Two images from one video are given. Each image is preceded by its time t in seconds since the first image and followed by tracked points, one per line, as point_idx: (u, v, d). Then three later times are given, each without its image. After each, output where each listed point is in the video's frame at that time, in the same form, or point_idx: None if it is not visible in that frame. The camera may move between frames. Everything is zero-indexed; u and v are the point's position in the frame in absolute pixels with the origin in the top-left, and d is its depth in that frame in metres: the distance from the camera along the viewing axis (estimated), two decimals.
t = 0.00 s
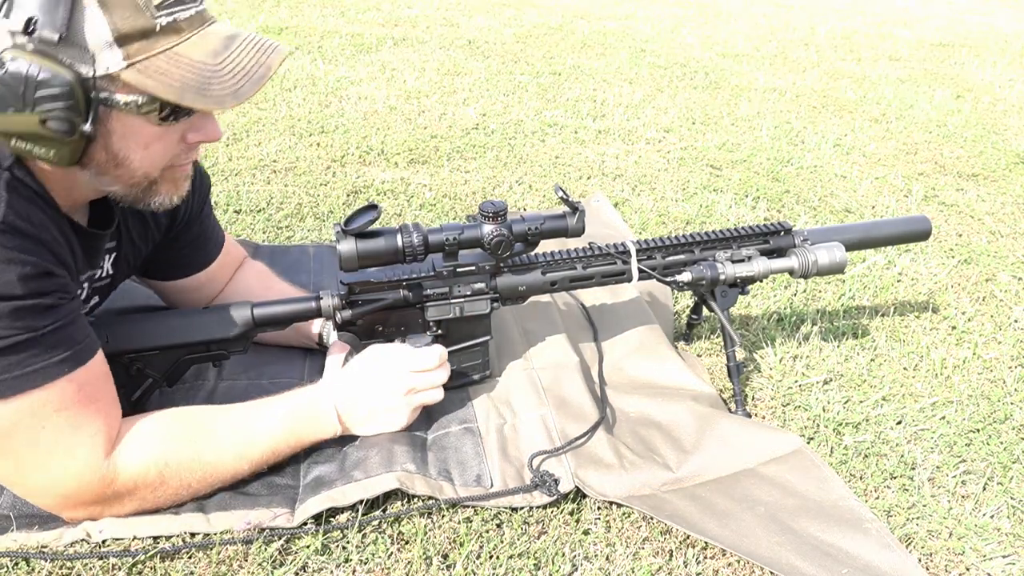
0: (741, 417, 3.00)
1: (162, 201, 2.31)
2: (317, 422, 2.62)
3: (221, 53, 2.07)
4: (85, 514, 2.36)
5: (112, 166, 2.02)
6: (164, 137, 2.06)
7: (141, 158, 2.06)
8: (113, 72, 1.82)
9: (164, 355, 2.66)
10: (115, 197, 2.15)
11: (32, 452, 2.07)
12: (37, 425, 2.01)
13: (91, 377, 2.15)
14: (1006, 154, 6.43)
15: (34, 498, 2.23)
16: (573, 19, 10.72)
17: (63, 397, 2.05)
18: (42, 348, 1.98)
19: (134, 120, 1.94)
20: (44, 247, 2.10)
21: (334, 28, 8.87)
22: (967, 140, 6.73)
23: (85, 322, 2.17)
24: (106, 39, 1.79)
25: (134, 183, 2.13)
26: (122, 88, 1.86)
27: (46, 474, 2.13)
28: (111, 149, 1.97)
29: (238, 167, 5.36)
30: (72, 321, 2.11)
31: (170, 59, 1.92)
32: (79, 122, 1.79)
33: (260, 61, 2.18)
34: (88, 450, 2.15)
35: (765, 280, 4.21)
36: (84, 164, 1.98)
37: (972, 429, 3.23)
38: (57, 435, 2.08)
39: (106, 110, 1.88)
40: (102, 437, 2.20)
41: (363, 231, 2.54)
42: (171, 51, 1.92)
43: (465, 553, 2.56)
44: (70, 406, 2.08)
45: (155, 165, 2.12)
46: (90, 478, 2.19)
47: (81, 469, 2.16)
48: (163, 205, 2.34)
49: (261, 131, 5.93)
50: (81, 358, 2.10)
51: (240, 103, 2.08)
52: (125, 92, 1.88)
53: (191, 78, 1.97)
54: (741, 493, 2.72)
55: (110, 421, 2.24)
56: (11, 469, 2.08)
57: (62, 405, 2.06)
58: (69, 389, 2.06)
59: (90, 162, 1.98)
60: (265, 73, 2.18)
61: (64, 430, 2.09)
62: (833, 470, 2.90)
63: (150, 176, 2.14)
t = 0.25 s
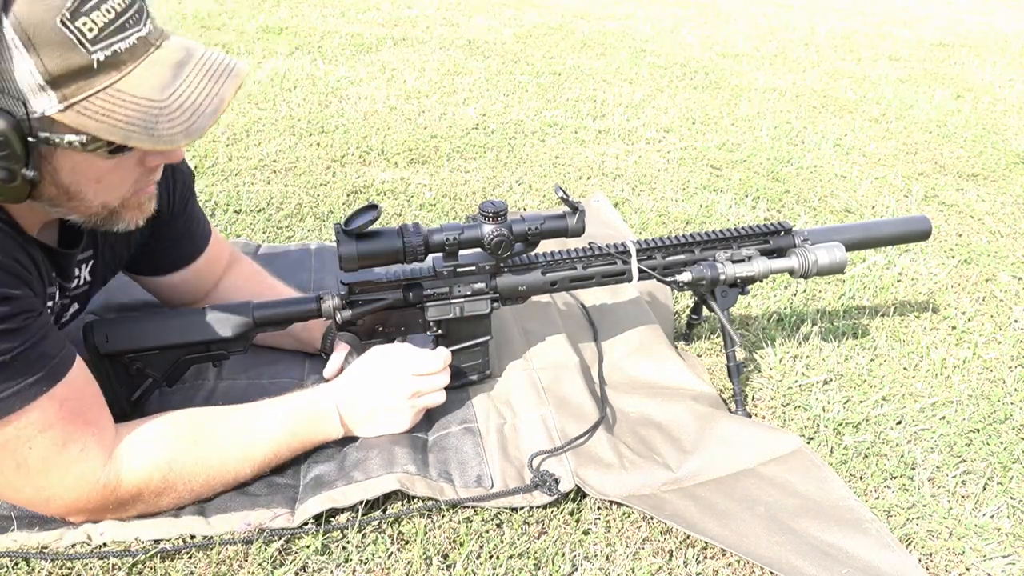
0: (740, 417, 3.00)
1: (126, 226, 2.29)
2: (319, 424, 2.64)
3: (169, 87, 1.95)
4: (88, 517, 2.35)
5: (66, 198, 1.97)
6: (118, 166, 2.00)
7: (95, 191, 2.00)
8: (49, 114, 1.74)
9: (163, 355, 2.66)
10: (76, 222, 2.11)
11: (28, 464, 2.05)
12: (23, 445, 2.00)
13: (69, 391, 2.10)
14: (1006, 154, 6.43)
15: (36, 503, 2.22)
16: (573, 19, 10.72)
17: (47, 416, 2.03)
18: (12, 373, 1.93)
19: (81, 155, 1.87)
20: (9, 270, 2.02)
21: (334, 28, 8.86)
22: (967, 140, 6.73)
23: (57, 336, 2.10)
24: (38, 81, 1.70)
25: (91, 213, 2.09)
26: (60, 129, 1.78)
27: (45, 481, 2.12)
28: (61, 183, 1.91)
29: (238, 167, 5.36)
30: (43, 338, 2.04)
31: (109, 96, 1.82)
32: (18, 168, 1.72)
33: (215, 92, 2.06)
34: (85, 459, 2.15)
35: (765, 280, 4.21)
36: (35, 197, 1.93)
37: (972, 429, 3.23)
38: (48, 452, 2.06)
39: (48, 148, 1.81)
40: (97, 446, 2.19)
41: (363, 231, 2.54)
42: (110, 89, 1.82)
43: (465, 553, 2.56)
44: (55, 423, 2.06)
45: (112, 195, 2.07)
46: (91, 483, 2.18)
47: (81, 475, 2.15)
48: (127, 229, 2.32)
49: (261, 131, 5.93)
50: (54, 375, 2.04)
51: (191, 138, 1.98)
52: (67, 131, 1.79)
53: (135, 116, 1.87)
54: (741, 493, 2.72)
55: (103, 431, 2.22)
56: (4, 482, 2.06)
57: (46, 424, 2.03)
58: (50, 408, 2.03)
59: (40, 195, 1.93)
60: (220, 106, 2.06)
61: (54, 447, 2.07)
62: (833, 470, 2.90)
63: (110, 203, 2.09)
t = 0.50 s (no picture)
0: (740, 416, 3.00)
1: (146, 204, 2.30)
2: (318, 423, 2.65)
3: (200, 52, 2.04)
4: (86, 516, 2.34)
5: (96, 166, 2.01)
6: (149, 137, 2.04)
7: (125, 160, 2.04)
8: (90, 75, 1.81)
9: (163, 354, 2.66)
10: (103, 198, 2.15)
11: (35, 454, 2.05)
12: (38, 429, 2.00)
13: (90, 379, 2.15)
14: (1006, 154, 6.43)
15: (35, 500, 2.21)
16: (573, 19, 10.72)
17: (64, 401, 2.05)
18: (42, 353, 1.98)
19: (113, 120, 1.92)
20: (39, 250, 2.07)
21: (334, 28, 8.87)
22: (967, 140, 6.73)
23: (80, 326, 2.16)
24: (81, 43, 1.78)
25: (120, 184, 2.12)
26: (99, 91, 1.85)
27: (48, 475, 2.11)
28: (93, 149, 1.96)
29: (238, 167, 5.36)
30: (68, 324, 2.10)
31: (145, 59, 1.90)
32: (58, 128, 1.78)
33: (241, 58, 2.16)
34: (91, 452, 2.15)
35: (765, 280, 4.21)
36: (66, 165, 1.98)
37: (972, 429, 3.23)
38: (59, 440, 2.06)
39: (84, 112, 1.86)
40: (104, 439, 2.19)
41: (363, 231, 2.54)
42: (147, 53, 1.90)
43: (465, 553, 2.56)
44: (71, 409, 2.07)
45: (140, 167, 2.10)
46: (93, 479, 2.17)
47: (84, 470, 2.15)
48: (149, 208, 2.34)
49: (261, 131, 5.93)
50: (80, 361, 2.09)
51: (222, 102, 2.06)
52: (103, 94, 1.86)
53: (169, 80, 1.95)
54: (741, 493, 2.72)
55: (110, 423, 2.23)
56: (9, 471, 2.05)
57: (63, 409, 2.05)
58: (70, 391, 2.06)
59: (72, 162, 1.97)
60: (247, 70, 2.16)
61: (66, 435, 2.08)
62: (833, 470, 2.90)
63: (136, 176, 2.12)
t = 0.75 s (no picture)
0: (741, 416, 3.00)
1: (183, 186, 2.40)
2: (316, 422, 2.66)
3: (251, 42, 2.18)
4: (82, 511, 2.33)
5: (144, 143, 2.13)
6: (192, 119, 2.15)
7: (170, 138, 2.16)
8: (149, 52, 1.95)
9: (162, 355, 2.65)
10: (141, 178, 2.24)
11: (40, 435, 2.06)
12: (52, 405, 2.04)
13: (114, 363, 2.21)
14: (1007, 154, 6.42)
15: (33, 491, 2.22)
16: (573, 19, 10.72)
17: (82, 380, 2.09)
18: (69, 331, 2.04)
19: (163, 99, 2.04)
20: (87, 236, 2.18)
21: (334, 28, 8.86)
22: (967, 140, 6.72)
23: (111, 314, 2.24)
24: (145, 22, 1.93)
25: (161, 164, 2.22)
26: (157, 68, 1.98)
27: (49, 463, 2.12)
28: (142, 125, 2.08)
29: (238, 167, 5.36)
30: (99, 310, 2.17)
31: (200, 43, 2.03)
32: (114, 96, 1.91)
33: (285, 53, 2.25)
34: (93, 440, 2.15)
35: (765, 280, 4.21)
36: (116, 139, 2.10)
37: (972, 429, 3.23)
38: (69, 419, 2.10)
39: (139, 88, 1.99)
40: (108, 426, 2.20)
41: (363, 231, 2.54)
42: (201, 38, 2.04)
43: (465, 553, 2.56)
44: (87, 390, 2.12)
45: (180, 148, 2.22)
46: (93, 471, 2.18)
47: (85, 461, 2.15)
48: (185, 191, 2.44)
49: (260, 131, 5.93)
50: (106, 345, 2.16)
51: (264, 87, 2.16)
52: (160, 72, 1.99)
53: (219, 63, 2.07)
54: (741, 493, 2.72)
55: (119, 407, 2.25)
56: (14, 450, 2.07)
57: (78, 388, 2.09)
58: (90, 371, 2.11)
59: (121, 136, 2.09)
60: (289, 62, 2.25)
61: (75, 416, 2.11)
62: (834, 470, 2.89)
63: (178, 156, 2.23)
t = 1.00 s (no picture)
0: (741, 416, 3.00)
1: (192, 178, 2.38)
2: (310, 421, 2.59)
3: (263, 32, 2.19)
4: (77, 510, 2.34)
5: (156, 132, 2.14)
6: (205, 108, 2.17)
7: (182, 127, 2.17)
8: (165, 39, 1.97)
9: (163, 354, 2.65)
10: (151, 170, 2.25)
11: (36, 432, 2.07)
12: (53, 402, 2.05)
13: (122, 362, 2.21)
14: (1007, 154, 6.42)
15: (28, 489, 2.22)
16: (573, 19, 10.72)
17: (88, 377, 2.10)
18: (79, 328, 2.05)
19: (179, 86, 2.07)
20: (103, 232, 2.21)
21: (334, 28, 8.87)
22: (967, 140, 6.72)
23: (124, 313, 2.24)
24: (163, 10, 1.95)
25: (171, 155, 2.23)
26: (173, 56, 2.01)
27: (44, 461, 2.12)
28: (156, 113, 2.10)
29: (238, 167, 5.36)
30: (112, 308, 2.17)
31: (214, 30, 2.05)
32: (131, 82, 1.92)
33: (296, 42, 2.26)
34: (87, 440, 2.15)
35: (765, 280, 4.21)
36: (129, 127, 2.11)
37: (972, 429, 3.23)
38: (71, 417, 2.10)
39: (155, 75, 2.01)
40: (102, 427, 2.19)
41: (363, 231, 2.54)
42: (215, 26, 2.06)
43: (465, 553, 2.56)
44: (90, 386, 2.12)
45: (192, 139, 2.23)
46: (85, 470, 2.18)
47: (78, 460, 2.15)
48: (195, 184, 2.42)
49: (260, 131, 5.93)
50: (117, 344, 2.17)
51: (276, 73, 2.16)
52: (176, 59, 2.02)
53: (232, 50, 2.08)
54: (741, 493, 2.72)
55: (120, 405, 2.24)
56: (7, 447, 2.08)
57: (79, 385, 2.09)
58: (97, 368, 2.12)
59: (133, 125, 2.10)
60: (300, 51, 2.25)
61: (77, 414, 2.11)
62: (834, 470, 2.89)
63: (189, 146, 2.24)
